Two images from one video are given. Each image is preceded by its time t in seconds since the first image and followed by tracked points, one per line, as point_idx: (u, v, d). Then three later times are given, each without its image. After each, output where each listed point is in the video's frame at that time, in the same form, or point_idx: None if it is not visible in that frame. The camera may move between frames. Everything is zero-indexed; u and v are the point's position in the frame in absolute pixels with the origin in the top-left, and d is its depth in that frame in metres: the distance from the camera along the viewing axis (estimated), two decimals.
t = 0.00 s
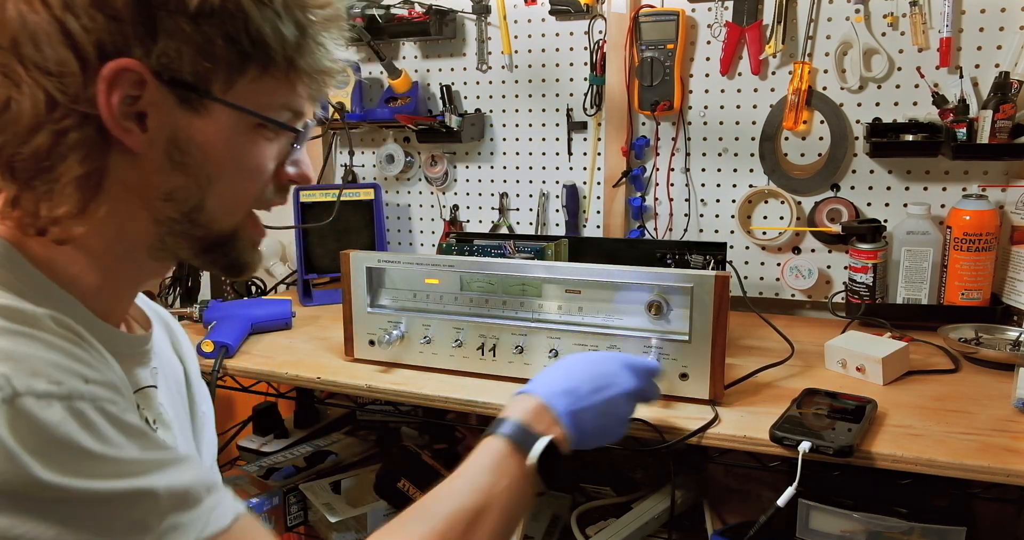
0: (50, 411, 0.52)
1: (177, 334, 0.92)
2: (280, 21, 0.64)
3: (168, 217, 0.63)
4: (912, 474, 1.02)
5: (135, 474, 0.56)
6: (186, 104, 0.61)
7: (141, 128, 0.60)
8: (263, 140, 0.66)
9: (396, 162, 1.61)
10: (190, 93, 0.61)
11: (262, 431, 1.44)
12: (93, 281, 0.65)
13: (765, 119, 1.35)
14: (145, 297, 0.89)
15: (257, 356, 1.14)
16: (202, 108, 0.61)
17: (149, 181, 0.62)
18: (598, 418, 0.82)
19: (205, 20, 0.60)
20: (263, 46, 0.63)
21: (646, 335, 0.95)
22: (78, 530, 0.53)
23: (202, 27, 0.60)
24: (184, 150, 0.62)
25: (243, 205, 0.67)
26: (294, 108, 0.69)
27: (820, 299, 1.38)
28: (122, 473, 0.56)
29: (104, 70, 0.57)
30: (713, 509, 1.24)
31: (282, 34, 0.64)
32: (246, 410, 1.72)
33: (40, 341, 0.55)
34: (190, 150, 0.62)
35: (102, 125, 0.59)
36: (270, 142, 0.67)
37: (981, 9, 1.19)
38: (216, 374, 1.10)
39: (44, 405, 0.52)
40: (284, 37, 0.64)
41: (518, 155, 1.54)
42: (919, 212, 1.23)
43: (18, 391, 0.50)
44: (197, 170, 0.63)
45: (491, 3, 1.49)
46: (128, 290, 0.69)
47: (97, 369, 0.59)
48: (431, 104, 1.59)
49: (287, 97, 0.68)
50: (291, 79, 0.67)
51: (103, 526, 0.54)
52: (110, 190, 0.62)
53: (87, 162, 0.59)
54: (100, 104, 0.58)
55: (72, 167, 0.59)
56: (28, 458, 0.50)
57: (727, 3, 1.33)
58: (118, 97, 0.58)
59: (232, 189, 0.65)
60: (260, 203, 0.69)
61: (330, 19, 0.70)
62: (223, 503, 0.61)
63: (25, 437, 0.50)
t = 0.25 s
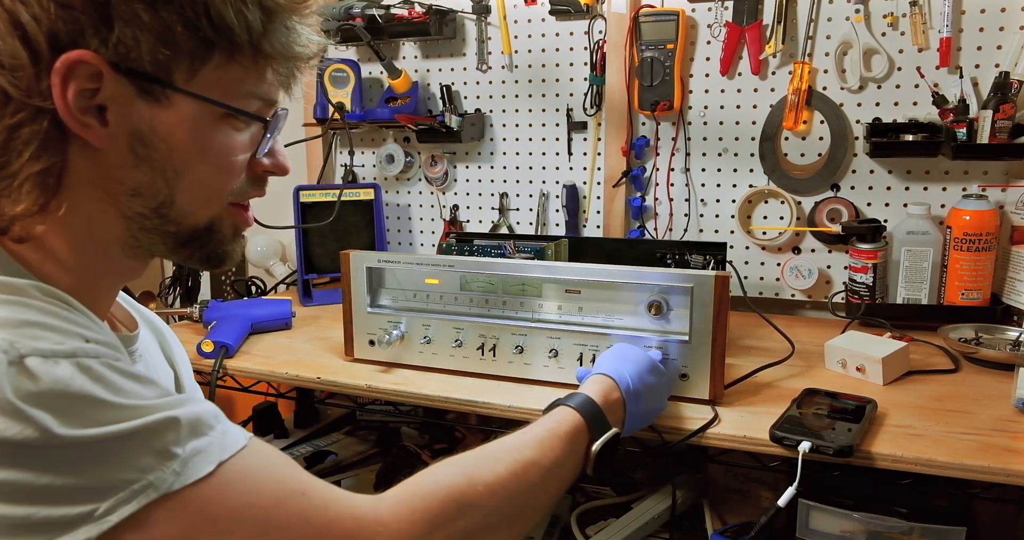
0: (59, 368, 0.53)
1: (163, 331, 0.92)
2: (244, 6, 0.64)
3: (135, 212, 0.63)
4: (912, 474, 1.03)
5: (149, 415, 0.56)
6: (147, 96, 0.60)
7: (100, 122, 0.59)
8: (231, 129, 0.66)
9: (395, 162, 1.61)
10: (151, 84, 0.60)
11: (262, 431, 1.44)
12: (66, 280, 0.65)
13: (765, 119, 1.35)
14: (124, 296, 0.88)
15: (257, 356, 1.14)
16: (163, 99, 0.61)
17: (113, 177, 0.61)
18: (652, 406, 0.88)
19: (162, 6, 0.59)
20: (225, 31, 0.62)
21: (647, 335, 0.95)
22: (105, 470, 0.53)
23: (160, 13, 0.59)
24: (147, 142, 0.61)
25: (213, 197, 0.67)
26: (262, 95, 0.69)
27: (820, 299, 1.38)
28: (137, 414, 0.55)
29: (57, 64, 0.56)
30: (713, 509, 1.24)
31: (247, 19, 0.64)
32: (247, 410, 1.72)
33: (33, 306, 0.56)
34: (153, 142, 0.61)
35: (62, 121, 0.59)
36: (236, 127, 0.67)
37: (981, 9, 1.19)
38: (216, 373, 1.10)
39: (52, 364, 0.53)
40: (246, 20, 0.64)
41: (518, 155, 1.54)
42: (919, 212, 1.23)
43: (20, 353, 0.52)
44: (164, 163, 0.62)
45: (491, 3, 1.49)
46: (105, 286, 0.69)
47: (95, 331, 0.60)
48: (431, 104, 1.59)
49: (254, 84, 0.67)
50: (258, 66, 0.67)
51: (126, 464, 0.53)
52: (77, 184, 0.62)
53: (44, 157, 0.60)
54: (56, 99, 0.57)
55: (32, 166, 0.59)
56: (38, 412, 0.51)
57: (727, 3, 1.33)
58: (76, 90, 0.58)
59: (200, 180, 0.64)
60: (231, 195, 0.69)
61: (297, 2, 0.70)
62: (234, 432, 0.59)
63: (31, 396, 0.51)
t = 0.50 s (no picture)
0: (54, 375, 0.53)
1: (171, 335, 0.92)
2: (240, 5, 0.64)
3: (135, 216, 0.63)
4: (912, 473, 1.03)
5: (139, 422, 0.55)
6: (143, 99, 0.60)
7: (96, 126, 0.59)
8: (229, 130, 0.66)
9: (395, 162, 1.61)
10: (147, 86, 0.60)
11: (263, 431, 1.44)
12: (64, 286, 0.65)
13: (765, 119, 1.35)
14: (127, 294, 0.89)
15: (257, 356, 1.14)
16: (160, 101, 0.61)
17: (112, 181, 0.61)
18: (645, 407, 0.88)
19: (156, 5, 0.59)
20: (220, 30, 0.62)
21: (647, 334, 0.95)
22: (101, 474, 0.53)
23: (153, 13, 0.59)
24: (145, 145, 0.61)
25: (213, 199, 0.67)
26: (261, 95, 0.69)
27: (820, 299, 1.38)
28: (133, 418, 0.55)
29: (51, 68, 0.56)
30: (713, 509, 1.24)
31: (242, 16, 0.64)
32: (247, 410, 1.72)
33: (26, 313, 0.56)
34: (151, 146, 0.61)
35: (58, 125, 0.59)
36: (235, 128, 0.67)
37: (981, 9, 1.19)
38: (216, 373, 1.10)
39: (47, 372, 0.53)
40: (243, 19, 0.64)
41: (518, 155, 1.54)
42: (919, 212, 1.23)
43: (15, 361, 0.52)
44: (162, 165, 0.62)
45: (491, 3, 1.49)
46: (108, 289, 0.69)
47: (90, 336, 0.60)
48: (431, 104, 1.59)
49: (253, 83, 0.67)
50: (256, 64, 0.67)
51: (122, 468, 0.53)
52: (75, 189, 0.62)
53: (41, 163, 0.60)
54: (52, 105, 0.57)
55: (30, 172, 0.59)
56: (31, 420, 0.51)
57: (727, 3, 1.33)
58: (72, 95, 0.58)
59: (200, 182, 0.65)
60: (232, 195, 0.70)
61: None
62: (231, 434, 0.59)
63: (25, 404, 0.51)
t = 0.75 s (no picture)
0: (47, 377, 0.53)
1: (167, 336, 0.92)
2: (241, 10, 0.63)
3: (131, 224, 0.63)
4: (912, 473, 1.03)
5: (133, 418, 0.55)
6: (143, 106, 0.60)
7: (95, 133, 0.59)
8: (229, 137, 0.66)
9: (396, 162, 1.61)
10: (146, 93, 0.60)
11: (262, 431, 1.44)
12: (59, 291, 0.65)
13: (765, 119, 1.35)
14: (123, 297, 0.90)
15: (257, 356, 1.14)
16: (160, 107, 0.60)
17: (109, 187, 0.61)
18: (647, 405, 0.88)
19: (157, 12, 0.59)
20: (222, 37, 0.62)
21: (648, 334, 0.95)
22: (93, 473, 0.53)
23: (154, 20, 0.58)
24: (144, 152, 0.61)
25: (210, 206, 0.67)
26: (261, 102, 0.69)
27: (820, 298, 1.38)
28: (127, 417, 0.55)
29: (51, 74, 0.56)
30: (713, 509, 1.24)
31: (243, 23, 0.64)
32: (246, 410, 1.72)
33: (16, 314, 0.56)
34: (151, 152, 0.61)
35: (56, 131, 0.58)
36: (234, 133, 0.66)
37: (981, 9, 1.19)
38: (216, 373, 1.10)
39: (40, 373, 0.53)
40: (244, 26, 0.64)
41: (518, 155, 1.54)
42: (919, 212, 1.23)
43: (7, 365, 0.52)
44: (161, 173, 0.62)
45: (491, 3, 1.49)
46: (104, 292, 0.69)
47: (84, 338, 0.61)
48: (431, 104, 1.59)
49: (253, 90, 0.67)
50: (256, 71, 0.67)
51: (116, 467, 0.53)
52: (72, 194, 0.62)
53: (39, 170, 0.60)
54: (50, 111, 0.57)
55: (28, 180, 0.59)
56: (22, 420, 0.51)
57: (727, 3, 1.33)
58: (71, 102, 0.57)
59: (198, 188, 0.65)
60: (228, 201, 0.70)
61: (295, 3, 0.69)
62: (225, 430, 0.59)
63: (17, 406, 0.51)
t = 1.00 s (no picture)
0: (41, 376, 0.53)
1: (161, 335, 0.92)
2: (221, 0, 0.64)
3: (122, 218, 0.63)
4: (912, 474, 1.02)
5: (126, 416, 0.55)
6: (127, 99, 0.60)
7: (80, 127, 0.59)
8: (214, 127, 0.66)
9: (396, 162, 1.61)
10: (130, 85, 0.60)
11: (262, 431, 1.44)
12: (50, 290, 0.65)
13: (765, 119, 1.35)
14: (116, 297, 0.90)
15: (257, 356, 1.14)
16: (144, 99, 0.61)
17: (97, 181, 0.61)
18: (646, 406, 0.88)
19: (138, 4, 0.59)
20: (203, 27, 0.62)
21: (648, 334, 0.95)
22: (87, 473, 0.53)
23: (135, 11, 0.59)
24: (131, 146, 0.61)
25: (202, 199, 0.67)
26: (245, 92, 0.69)
27: (820, 299, 1.38)
28: (121, 416, 0.55)
29: (32, 68, 0.56)
30: (713, 509, 1.24)
31: (224, 13, 0.64)
32: (246, 410, 1.72)
33: (10, 313, 0.56)
34: (138, 146, 0.61)
35: (41, 127, 0.59)
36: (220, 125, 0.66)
37: (981, 9, 1.19)
38: (216, 374, 1.10)
39: (33, 373, 0.53)
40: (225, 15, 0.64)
41: (518, 155, 1.54)
42: (919, 212, 1.23)
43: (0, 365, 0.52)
44: (148, 165, 0.62)
45: (491, 3, 1.49)
46: (97, 290, 0.69)
47: (78, 338, 0.61)
48: (431, 104, 1.59)
49: (237, 81, 0.67)
50: (239, 62, 0.67)
51: (110, 466, 0.53)
52: (58, 190, 0.62)
53: (24, 165, 0.60)
54: (33, 106, 0.57)
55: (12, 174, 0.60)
56: (15, 419, 0.51)
57: (727, 3, 1.33)
58: (55, 96, 0.58)
59: (188, 181, 0.65)
60: (221, 196, 0.70)
61: None
62: (220, 429, 0.59)
63: (11, 405, 0.51)
